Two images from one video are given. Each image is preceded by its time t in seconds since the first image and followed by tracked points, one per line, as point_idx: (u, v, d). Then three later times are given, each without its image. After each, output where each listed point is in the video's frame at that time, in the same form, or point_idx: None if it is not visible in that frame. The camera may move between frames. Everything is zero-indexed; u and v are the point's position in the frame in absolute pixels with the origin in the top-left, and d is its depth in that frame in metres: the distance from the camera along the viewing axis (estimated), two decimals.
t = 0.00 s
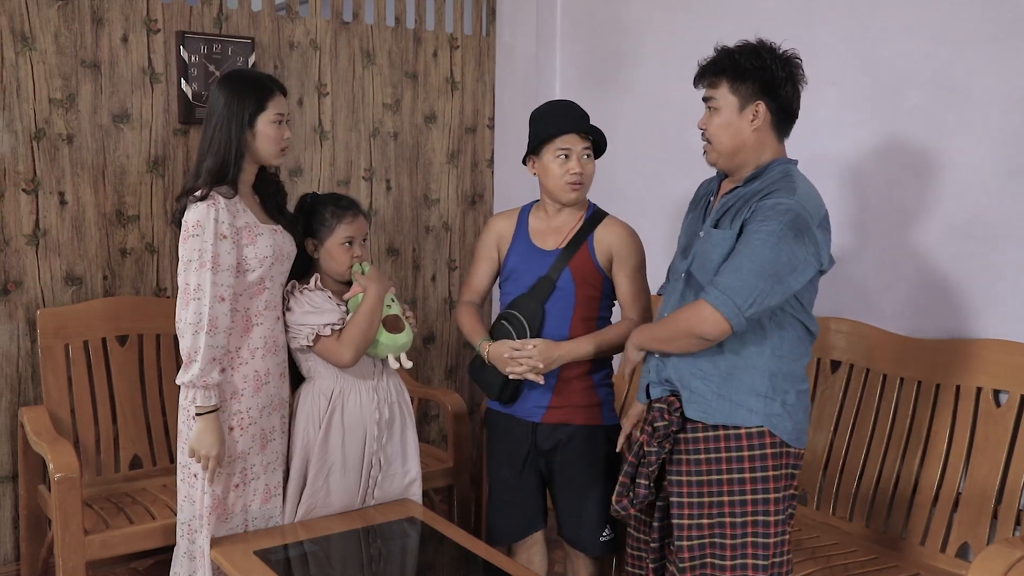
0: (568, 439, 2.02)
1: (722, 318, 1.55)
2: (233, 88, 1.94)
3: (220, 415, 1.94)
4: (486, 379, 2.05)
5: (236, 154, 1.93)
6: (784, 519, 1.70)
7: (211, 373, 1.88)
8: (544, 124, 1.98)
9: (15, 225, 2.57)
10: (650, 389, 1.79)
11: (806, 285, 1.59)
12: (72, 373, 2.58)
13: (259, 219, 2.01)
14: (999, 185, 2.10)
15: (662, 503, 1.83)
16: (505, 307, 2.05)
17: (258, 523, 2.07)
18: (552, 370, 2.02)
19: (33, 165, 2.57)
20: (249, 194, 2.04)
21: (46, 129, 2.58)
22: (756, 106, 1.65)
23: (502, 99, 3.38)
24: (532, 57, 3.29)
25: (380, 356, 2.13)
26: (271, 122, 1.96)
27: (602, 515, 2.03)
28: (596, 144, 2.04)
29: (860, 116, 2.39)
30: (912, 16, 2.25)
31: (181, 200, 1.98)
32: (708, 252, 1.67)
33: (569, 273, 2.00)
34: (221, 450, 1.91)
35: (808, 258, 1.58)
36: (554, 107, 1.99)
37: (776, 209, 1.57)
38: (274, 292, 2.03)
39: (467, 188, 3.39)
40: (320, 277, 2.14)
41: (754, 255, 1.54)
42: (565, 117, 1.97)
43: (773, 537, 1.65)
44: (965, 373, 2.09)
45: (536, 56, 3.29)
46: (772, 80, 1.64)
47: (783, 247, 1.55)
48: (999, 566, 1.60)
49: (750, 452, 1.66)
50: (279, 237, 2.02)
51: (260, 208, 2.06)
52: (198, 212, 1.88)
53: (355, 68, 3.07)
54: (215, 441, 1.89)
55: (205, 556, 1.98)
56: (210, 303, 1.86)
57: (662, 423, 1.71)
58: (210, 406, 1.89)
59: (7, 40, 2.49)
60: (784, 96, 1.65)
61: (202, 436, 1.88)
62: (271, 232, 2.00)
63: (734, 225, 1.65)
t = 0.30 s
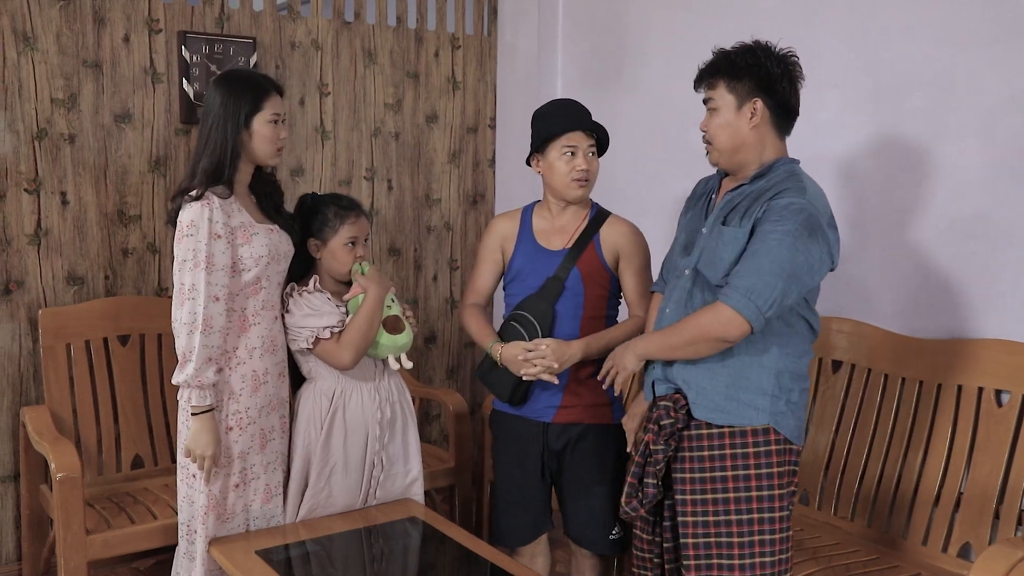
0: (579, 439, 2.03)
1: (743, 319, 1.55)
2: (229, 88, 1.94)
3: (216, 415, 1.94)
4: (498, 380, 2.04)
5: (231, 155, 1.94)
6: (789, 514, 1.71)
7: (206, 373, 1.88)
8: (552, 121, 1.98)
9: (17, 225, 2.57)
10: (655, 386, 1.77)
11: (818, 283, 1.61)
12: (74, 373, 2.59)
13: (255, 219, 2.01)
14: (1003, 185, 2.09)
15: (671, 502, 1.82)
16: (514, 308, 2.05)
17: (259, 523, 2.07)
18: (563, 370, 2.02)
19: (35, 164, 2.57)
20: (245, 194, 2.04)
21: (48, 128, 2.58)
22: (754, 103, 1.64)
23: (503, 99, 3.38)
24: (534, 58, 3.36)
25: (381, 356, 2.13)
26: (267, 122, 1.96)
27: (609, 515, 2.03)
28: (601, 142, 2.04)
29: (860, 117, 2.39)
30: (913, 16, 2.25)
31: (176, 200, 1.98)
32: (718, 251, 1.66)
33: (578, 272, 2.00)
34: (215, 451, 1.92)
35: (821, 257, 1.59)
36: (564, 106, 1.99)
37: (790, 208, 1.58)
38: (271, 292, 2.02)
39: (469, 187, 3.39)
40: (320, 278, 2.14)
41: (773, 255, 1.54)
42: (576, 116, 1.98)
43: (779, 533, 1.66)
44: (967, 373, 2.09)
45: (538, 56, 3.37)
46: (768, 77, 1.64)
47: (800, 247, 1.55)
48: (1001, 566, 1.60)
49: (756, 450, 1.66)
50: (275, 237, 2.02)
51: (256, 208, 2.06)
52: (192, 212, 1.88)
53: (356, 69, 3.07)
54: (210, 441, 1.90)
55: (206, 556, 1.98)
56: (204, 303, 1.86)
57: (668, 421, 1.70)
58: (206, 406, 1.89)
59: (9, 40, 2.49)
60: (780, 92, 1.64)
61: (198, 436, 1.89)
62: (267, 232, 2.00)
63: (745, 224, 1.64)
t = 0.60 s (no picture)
0: (578, 439, 2.02)
1: (739, 319, 1.55)
2: (223, 88, 1.94)
3: (213, 415, 1.94)
4: (497, 379, 2.05)
5: (225, 154, 1.94)
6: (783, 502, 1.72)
7: (202, 372, 1.88)
8: (556, 122, 1.98)
9: (18, 225, 2.57)
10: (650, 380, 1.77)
11: (811, 280, 1.61)
12: (75, 373, 2.58)
13: (250, 219, 2.02)
14: (1002, 183, 2.09)
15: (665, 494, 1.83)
16: (515, 307, 2.05)
17: (259, 523, 2.07)
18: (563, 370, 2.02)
19: (36, 164, 2.57)
20: (239, 193, 2.04)
21: (50, 128, 2.58)
22: (744, 99, 1.65)
23: (504, 99, 3.38)
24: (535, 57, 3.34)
25: (380, 357, 2.13)
26: (261, 122, 1.97)
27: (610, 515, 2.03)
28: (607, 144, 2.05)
29: (859, 116, 2.40)
30: (913, 16, 2.26)
31: (169, 201, 1.98)
32: (710, 249, 1.66)
33: (579, 272, 2.00)
34: (213, 450, 1.92)
35: (813, 254, 1.60)
36: (570, 106, 1.99)
37: (782, 207, 1.58)
38: (267, 292, 2.03)
39: (469, 187, 3.39)
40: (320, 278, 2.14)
41: (766, 255, 1.54)
42: (580, 117, 1.98)
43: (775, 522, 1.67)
44: (968, 372, 2.09)
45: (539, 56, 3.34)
46: (758, 73, 1.64)
47: (792, 246, 1.55)
48: (1003, 566, 1.60)
49: (750, 439, 1.67)
50: (270, 237, 2.03)
51: (252, 208, 2.06)
52: (185, 212, 1.88)
53: (357, 68, 3.07)
54: (208, 441, 1.90)
55: (205, 555, 1.98)
56: (198, 303, 1.86)
57: (664, 415, 1.70)
58: (202, 406, 1.89)
59: (11, 40, 2.50)
60: (771, 88, 1.64)
61: (195, 436, 1.88)
62: (261, 232, 2.00)
63: (737, 223, 1.64)
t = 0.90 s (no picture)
0: (577, 439, 2.02)
1: (762, 338, 1.56)
2: (218, 88, 1.95)
3: (206, 416, 1.96)
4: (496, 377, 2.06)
5: (218, 155, 1.95)
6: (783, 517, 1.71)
7: (193, 373, 1.88)
8: (545, 126, 1.98)
9: (19, 224, 2.57)
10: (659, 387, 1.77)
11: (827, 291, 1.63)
12: (76, 372, 2.58)
13: (244, 219, 2.02)
14: (1006, 188, 2.09)
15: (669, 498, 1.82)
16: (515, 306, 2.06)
17: (258, 523, 2.07)
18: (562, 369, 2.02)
19: (37, 164, 2.58)
20: (233, 194, 2.05)
21: (51, 128, 2.58)
22: (750, 107, 1.64)
23: (505, 99, 3.38)
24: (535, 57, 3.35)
25: (380, 356, 2.13)
26: (254, 123, 1.96)
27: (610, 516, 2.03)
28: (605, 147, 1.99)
29: (860, 117, 2.40)
30: (913, 16, 2.26)
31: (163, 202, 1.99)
32: (725, 262, 1.66)
33: (580, 273, 2.00)
34: (205, 450, 1.93)
35: (831, 264, 1.60)
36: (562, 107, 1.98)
37: (796, 221, 1.57)
38: (261, 291, 2.03)
39: (470, 187, 3.39)
40: (320, 279, 2.14)
41: (786, 272, 1.55)
42: (567, 115, 1.96)
43: (774, 536, 1.66)
44: (969, 371, 2.09)
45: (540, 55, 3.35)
46: (765, 82, 1.63)
47: (811, 259, 1.56)
48: (1003, 567, 1.60)
49: (752, 452, 1.66)
50: (265, 236, 2.03)
51: (246, 207, 2.07)
52: (177, 213, 1.88)
53: (358, 68, 3.07)
54: (199, 442, 1.91)
55: (203, 555, 1.99)
56: (190, 303, 1.86)
57: (667, 422, 1.70)
58: (194, 406, 1.90)
59: (12, 40, 2.50)
60: (778, 97, 1.64)
61: (187, 436, 1.90)
62: (255, 231, 2.00)
63: (752, 236, 1.64)
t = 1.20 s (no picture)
0: (575, 439, 2.02)
1: (782, 331, 1.55)
2: (212, 88, 1.95)
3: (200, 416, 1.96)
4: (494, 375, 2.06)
5: (211, 157, 1.95)
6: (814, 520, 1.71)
7: (186, 373, 1.89)
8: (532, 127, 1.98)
9: (20, 224, 2.57)
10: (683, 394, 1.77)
11: (850, 282, 1.62)
12: (76, 372, 2.58)
13: (238, 219, 2.02)
14: (1010, 184, 2.08)
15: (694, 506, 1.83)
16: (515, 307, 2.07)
17: (256, 523, 2.08)
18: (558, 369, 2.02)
19: (38, 164, 2.58)
20: (227, 194, 2.05)
21: (51, 128, 2.58)
22: (762, 102, 1.64)
23: (506, 99, 3.38)
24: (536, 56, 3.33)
25: (378, 357, 2.13)
26: (248, 125, 1.97)
27: (610, 516, 2.03)
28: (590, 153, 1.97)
29: (860, 118, 2.40)
30: (913, 16, 2.26)
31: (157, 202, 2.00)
32: (742, 259, 1.66)
33: (576, 275, 2.00)
34: (198, 451, 1.94)
35: (850, 254, 1.59)
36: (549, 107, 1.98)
37: (811, 211, 1.57)
38: (256, 291, 2.03)
39: (471, 187, 3.39)
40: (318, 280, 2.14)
41: (803, 263, 1.54)
42: (551, 120, 1.96)
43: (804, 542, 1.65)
44: (971, 371, 2.09)
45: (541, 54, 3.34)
46: (775, 75, 1.63)
47: (828, 249, 1.55)
48: (1003, 567, 1.60)
49: (781, 457, 1.66)
50: (260, 236, 2.04)
51: (241, 207, 2.08)
52: (169, 213, 1.89)
53: (359, 68, 3.07)
54: (193, 442, 1.92)
55: (201, 555, 2.00)
56: (182, 304, 1.87)
57: (692, 426, 1.70)
58: (187, 406, 1.91)
59: (13, 40, 2.50)
60: (790, 90, 1.63)
61: (181, 436, 1.91)
62: (249, 231, 2.01)
63: (768, 231, 1.64)
